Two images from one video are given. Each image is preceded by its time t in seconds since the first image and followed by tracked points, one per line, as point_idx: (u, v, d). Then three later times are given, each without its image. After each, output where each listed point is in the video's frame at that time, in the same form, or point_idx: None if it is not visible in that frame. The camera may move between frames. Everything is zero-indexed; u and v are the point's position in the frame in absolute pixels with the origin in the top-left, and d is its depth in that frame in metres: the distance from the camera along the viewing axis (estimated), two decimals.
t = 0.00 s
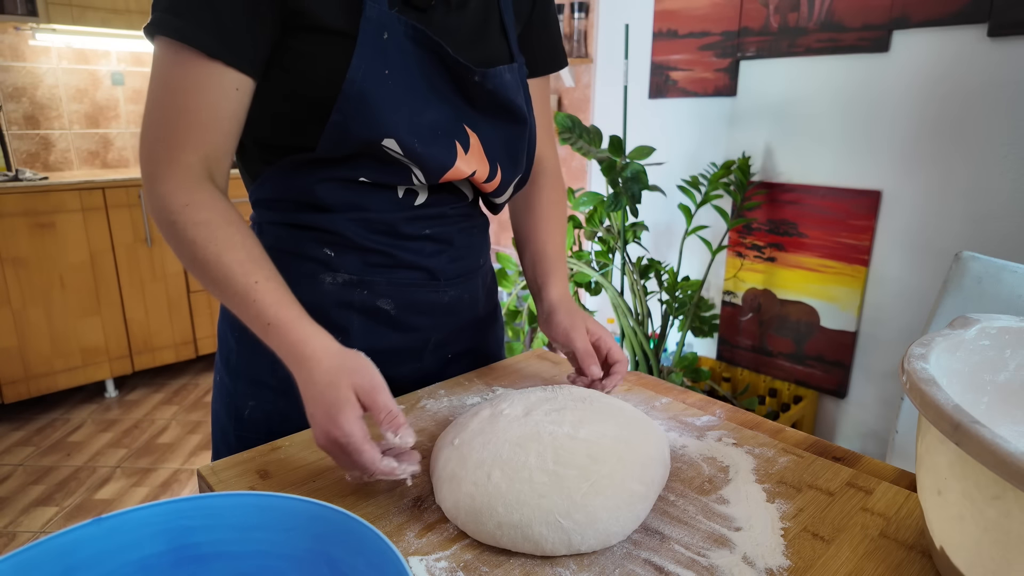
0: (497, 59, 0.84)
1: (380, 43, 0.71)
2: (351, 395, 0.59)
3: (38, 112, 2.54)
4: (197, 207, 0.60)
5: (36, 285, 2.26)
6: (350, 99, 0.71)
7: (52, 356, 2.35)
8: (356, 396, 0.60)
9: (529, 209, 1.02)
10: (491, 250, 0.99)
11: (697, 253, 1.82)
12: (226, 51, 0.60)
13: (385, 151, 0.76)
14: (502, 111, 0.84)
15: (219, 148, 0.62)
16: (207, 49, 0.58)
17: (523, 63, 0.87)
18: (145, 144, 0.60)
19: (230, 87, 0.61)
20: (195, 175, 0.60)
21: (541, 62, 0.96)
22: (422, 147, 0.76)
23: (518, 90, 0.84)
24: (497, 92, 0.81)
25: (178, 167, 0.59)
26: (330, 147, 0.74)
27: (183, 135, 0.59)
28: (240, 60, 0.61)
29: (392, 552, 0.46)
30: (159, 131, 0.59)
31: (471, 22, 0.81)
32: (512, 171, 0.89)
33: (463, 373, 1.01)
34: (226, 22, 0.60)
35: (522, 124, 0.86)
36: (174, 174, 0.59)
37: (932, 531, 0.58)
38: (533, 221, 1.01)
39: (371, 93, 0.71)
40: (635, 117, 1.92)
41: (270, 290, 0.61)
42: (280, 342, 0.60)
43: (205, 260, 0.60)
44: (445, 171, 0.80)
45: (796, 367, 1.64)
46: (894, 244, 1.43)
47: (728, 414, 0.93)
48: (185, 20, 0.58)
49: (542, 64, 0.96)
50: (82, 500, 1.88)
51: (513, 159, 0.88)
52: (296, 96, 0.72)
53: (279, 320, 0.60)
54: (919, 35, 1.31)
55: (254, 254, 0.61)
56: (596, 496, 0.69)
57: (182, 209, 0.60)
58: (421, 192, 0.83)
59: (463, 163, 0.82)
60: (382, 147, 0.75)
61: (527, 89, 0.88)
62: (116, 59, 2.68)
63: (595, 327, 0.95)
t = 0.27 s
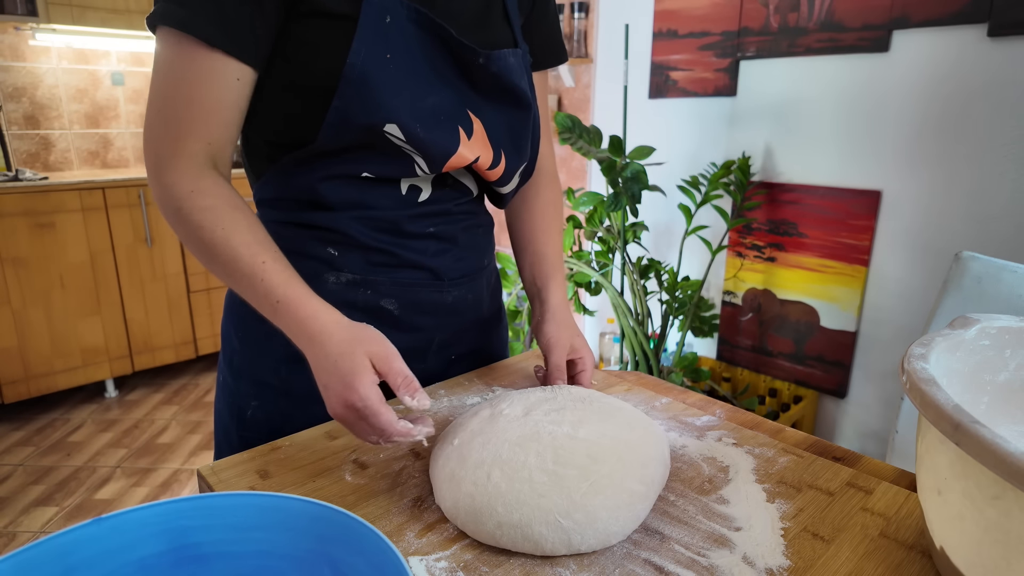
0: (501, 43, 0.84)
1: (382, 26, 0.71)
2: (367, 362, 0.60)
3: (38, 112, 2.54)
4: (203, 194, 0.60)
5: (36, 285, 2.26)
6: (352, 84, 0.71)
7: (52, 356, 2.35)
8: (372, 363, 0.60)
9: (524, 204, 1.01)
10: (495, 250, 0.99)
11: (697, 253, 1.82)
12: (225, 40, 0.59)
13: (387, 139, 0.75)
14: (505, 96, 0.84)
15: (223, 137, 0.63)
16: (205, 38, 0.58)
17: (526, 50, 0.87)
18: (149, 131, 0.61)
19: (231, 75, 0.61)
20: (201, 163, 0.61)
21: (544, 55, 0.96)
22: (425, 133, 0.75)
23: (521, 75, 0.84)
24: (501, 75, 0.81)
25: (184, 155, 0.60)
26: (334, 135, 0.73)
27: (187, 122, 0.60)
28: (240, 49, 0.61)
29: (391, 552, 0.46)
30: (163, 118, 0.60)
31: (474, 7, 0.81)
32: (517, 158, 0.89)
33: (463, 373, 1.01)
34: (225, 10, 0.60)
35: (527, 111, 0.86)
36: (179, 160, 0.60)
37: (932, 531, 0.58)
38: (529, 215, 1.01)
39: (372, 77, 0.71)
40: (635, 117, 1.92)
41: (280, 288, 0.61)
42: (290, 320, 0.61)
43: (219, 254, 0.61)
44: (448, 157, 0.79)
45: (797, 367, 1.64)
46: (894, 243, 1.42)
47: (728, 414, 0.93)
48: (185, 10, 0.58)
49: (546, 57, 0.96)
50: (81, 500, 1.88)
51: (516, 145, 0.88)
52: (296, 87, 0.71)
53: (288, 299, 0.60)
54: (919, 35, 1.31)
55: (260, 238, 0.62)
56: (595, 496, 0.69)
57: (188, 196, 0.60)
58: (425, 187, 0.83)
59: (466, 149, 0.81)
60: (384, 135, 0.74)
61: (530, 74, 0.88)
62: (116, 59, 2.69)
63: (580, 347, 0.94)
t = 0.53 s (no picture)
0: (503, 39, 0.84)
1: (384, 22, 0.71)
2: (344, 362, 0.61)
3: (38, 112, 2.54)
4: (191, 187, 0.61)
5: (36, 285, 2.26)
6: (353, 80, 0.71)
7: (52, 356, 2.35)
8: (349, 364, 0.61)
9: (523, 204, 1.01)
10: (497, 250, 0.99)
11: (697, 253, 1.82)
12: (217, 35, 0.59)
13: (388, 137, 0.75)
14: (507, 94, 0.84)
15: (214, 130, 0.64)
16: (195, 33, 0.58)
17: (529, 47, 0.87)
18: (139, 122, 0.61)
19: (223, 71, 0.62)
20: (191, 155, 0.62)
21: (547, 53, 0.96)
22: (426, 129, 0.75)
23: (524, 72, 0.84)
24: (503, 72, 0.81)
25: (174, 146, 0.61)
26: (335, 132, 0.73)
27: (176, 116, 0.60)
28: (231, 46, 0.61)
29: (391, 552, 0.46)
30: (154, 114, 0.60)
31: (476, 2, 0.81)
32: (518, 157, 0.89)
33: (462, 373, 1.01)
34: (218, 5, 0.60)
35: (529, 109, 0.86)
36: (167, 157, 0.61)
37: (932, 531, 0.58)
38: (529, 216, 1.01)
39: (373, 74, 0.71)
40: (635, 117, 1.92)
41: (280, 291, 0.63)
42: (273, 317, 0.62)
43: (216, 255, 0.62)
44: (450, 154, 0.79)
45: (796, 367, 1.64)
46: (894, 243, 1.43)
47: (728, 414, 0.93)
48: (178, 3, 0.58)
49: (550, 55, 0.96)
50: (82, 501, 1.88)
51: (518, 143, 0.88)
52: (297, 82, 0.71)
53: (271, 294, 0.62)
54: (919, 35, 1.31)
55: (246, 232, 0.63)
56: (595, 496, 0.69)
57: (176, 188, 0.61)
58: (426, 186, 0.83)
59: (468, 146, 0.81)
60: (385, 132, 0.75)
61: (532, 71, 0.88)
62: (116, 59, 2.69)
63: (579, 345, 0.93)
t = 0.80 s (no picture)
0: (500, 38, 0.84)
1: (378, 22, 0.71)
2: (334, 361, 0.59)
3: (38, 112, 2.54)
4: (184, 185, 0.61)
5: (36, 285, 2.26)
6: (348, 80, 0.71)
7: (52, 356, 2.35)
8: (338, 362, 0.60)
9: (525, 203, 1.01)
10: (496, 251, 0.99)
11: (697, 253, 1.82)
12: (208, 35, 0.60)
13: (383, 138, 0.75)
14: (503, 95, 0.84)
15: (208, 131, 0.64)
16: (187, 33, 0.58)
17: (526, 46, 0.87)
18: (134, 121, 0.62)
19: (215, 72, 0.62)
20: (185, 154, 0.62)
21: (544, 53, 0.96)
22: (421, 129, 0.75)
23: (521, 72, 0.84)
24: (499, 72, 0.81)
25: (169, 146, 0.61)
26: (330, 133, 0.73)
27: (170, 115, 0.61)
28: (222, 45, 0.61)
29: (391, 552, 0.46)
30: (149, 111, 0.60)
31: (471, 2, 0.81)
32: (513, 157, 0.89)
33: (463, 373, 1.01)
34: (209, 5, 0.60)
35: (525, 108, 0.86)
36: (165, 154, 0.61)
37: (932, 531, 0.58)
38: (531, 215, 1.01)
39: (368, 74, 0.71)
40: (635, 117, 1.92)
41: (274, 291, 0.61)
42: (264, 315, 0.61)
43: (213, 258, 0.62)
44: (445, 154, 0.79)
45: (796, 367, 1.64)
46: (894, 243, 1.42)
47: (728, 414, 0.93)
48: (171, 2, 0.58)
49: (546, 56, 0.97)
50: (82, 501, 1.88)
51: (515, 143, 0.88)
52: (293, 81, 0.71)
53: (262, 293, 0.61)
54: (920, 35, 1.30)
55: (238, 231, 0.63)
56: (595, 496, 0.70)
57: (170, 187, 0.61)
58: (423, 186, 0.83)
59: (464, 146, 0.81)
60: (380, 132, 0.74)
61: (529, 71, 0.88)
62: (116, 59, 2.69)
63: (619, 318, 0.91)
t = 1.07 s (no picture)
0: (482, 31, 0.83)
1: (355, 15, 0.71)
2: (304, 336, 0.56)
3: (38, 112, 2.54)
4: (155, 176, 0.61)
5: (36, 285, 2.25)
6: (323, 75, 0.71)
7: (52, 356, 2.35)
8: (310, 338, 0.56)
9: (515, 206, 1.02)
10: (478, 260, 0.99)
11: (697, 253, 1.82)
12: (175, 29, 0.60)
13: (360, 134, 0.75)
14: (486, 91, 0.83)
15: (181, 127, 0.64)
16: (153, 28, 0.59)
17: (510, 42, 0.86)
18: (109, 121, 0.63)
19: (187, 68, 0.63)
20: (158, 149, 0.63)
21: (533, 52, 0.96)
22: (399, 126, 0.75)
23: (504, 67, 0.83)
24: (481, 66, 0.80)
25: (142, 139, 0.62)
26: (306, 129, 0.73)
27: (144, 109, 0.62)
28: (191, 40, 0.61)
29: (391, 551, 0.46)
30: (124, 108, 0.62)
31: None
32: (499, 154, 0.88)
33: (463, 374, 1.01)
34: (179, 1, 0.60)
35: (509, 105, 0.85)
36: (140, 147, 0.62)
37: (932, 531, 0.58)
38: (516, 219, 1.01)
39: (345, 68, 0.71)
40: (635, 117, 1.92)
41: (244, 273, 0.59)
42: (232, 297, 0.59)
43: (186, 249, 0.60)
44: (424, 152, 0.79)
45: (796, 367, 1.64)
46: (894, 243, 1.43)
47: (728, 414, 0.93)
48: None
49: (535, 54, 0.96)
50: (82, 501, 1.88)
51: (500, 140, 0.87)
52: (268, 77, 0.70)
53: (231, 273, 0.59)
54: (920, 34, 1.30)
55: (209, 215, 0.62)
56: (596, 495, 0.70)
57: (141, 178, 0.61)
58: (402, 192, 0.83)
59: (444, 143, 0.80)
60: (357, 129, 0.74)
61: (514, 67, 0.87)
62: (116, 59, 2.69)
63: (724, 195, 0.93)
